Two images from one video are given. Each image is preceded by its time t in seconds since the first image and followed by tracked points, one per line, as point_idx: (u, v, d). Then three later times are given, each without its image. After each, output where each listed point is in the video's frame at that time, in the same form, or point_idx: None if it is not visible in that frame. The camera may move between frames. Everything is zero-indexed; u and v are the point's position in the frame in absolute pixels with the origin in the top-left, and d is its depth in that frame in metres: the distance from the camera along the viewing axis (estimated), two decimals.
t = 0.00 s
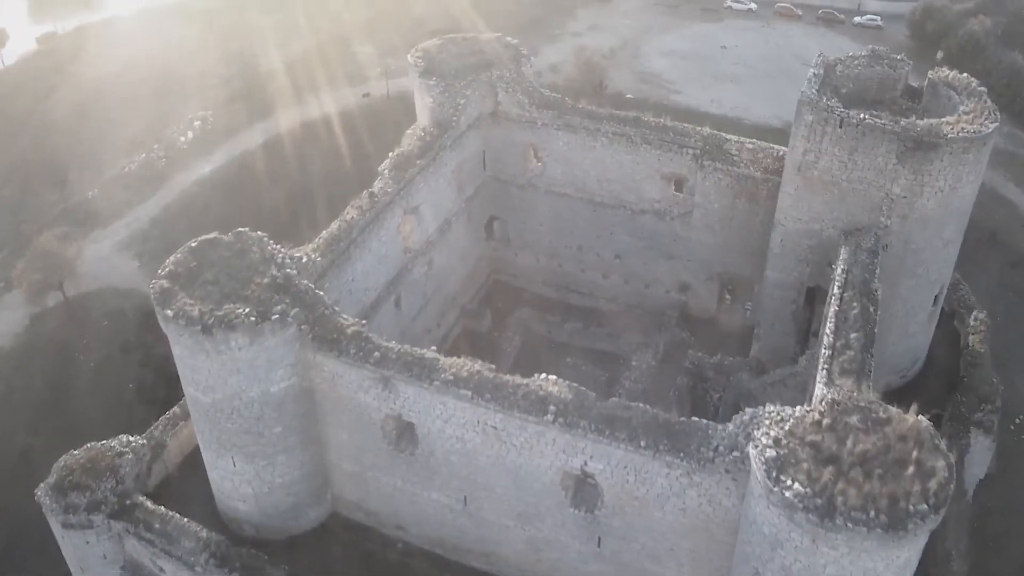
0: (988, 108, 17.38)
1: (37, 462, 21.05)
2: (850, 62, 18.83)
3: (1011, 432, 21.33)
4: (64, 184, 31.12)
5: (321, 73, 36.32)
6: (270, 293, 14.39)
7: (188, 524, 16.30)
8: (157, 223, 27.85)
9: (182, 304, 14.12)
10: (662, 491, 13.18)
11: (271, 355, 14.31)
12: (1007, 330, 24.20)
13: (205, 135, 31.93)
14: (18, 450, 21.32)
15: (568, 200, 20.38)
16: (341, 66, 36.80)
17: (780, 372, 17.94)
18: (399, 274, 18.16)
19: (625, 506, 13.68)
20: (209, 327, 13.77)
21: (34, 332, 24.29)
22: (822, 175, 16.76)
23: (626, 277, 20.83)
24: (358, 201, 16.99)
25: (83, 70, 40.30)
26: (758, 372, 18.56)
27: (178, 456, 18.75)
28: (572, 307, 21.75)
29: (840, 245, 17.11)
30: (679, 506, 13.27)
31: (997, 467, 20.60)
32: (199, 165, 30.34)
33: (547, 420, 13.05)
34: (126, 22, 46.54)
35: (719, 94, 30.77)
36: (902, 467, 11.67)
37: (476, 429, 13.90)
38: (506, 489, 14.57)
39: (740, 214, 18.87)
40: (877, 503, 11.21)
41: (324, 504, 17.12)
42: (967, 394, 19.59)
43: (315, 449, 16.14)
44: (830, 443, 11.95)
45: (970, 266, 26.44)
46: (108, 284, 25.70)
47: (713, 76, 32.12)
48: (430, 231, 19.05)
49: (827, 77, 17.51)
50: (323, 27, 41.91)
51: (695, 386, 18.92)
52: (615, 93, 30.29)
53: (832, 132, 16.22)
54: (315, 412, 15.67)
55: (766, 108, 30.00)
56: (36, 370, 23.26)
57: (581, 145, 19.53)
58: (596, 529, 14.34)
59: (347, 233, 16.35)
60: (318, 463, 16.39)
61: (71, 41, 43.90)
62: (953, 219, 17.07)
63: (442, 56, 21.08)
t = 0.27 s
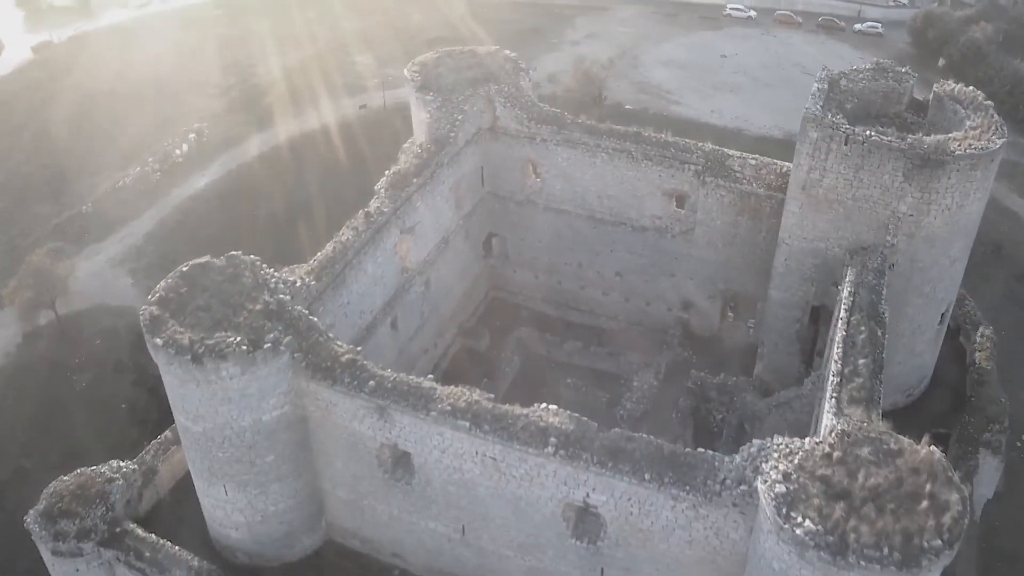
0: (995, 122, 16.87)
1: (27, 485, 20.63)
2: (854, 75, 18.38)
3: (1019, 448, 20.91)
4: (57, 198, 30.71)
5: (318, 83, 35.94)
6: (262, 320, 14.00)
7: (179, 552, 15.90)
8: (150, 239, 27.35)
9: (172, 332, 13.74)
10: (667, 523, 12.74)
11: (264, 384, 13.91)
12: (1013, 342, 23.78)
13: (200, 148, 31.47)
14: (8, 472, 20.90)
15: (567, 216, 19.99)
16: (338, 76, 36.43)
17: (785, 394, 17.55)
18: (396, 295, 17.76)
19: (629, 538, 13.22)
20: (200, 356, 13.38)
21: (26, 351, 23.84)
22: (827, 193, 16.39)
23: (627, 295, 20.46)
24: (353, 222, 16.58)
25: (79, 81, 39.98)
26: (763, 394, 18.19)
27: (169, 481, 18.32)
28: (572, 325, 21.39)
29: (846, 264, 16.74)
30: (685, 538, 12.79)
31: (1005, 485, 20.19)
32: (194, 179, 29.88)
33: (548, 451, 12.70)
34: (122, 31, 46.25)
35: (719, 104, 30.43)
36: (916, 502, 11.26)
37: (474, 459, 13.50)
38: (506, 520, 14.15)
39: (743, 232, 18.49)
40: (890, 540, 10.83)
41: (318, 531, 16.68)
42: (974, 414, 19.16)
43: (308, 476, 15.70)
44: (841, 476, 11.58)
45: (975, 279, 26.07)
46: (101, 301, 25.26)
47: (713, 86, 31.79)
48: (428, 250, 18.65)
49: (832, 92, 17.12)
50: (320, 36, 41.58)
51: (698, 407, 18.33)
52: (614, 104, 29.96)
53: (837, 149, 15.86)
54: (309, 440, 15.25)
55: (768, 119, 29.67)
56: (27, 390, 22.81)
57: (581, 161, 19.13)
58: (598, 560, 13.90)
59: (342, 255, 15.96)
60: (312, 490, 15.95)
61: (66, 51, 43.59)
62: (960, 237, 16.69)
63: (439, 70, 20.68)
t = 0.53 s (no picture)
0: (1000, 133, 16.50)
1: (21, 501, 20.31)
2: (857, 84, 18.07)
3: None
4: (53, 206, 30.43)
5: (314, 89, 35.67)
6: (257, 339, 13.74)
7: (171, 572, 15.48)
8: (146, 249, 27.02)
9: (166, 351, 13.48)
10: (671, 546, 12.45)
11: (259, 405, 13.63)
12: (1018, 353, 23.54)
13: (196, 157, 31.16)
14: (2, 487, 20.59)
15: (566, 227, 19.73)
16: (335, 82, 36.16)
17: (789, 409, 17.30)
18: (393, 309, 17.49)
19: (632, 561, 12.91)
20: (193, 377, 13.12)
21: (20, 364, 23.53)
22: (831, 206, 16.14)
23: (627, 307, 20.22)
24: (349, 235, 16.29)
25: (74, 87, 39.70)
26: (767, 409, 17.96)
27: (164, 497, 18.02)
28: (572, 337, 21.16)
29: (849, 278, 16.50)
30: (689, 562, 12.51)
31: (1011, 498, 19.94)
32: (190, 189, 29.57)
33: (549, 474, 12.46)
34: (118, 37, 46.02)
35: (719, 111, 30.19)
36: (925, 526, 10.97)
37: (473, 481, 13.25)
38: (505, 541, 13.85)
39: (746, 243, 18.23)
40: (899, 566, 10.56)
41: (315, 550, 16.38)
42: (980, 428, 18.95)
43: (304, 496, 15.40)
44: (849, 501, 11.32)
45: (978, 286, 25.83)
46: (96, 312, 24.93)
47: (713, 92, 31.55)
48: (425, 263, 18.38)
49: (836, 102, 16.87)
50: (317, 42, 41.33)
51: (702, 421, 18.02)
52: (613, 111, 29.73)
53: (841, 161, 15.60)
54: (305, 460, 14.96)
55: (768, 125, 29.43)
56: (22, 404, 22.50)
57: (580, 172, 18.86)
58: None
59: (338, 270, 15.69)
60: (308, 509, 15.65)
61: (63, 57, 43.37)
62: (965, 249, 16.44)
63: (436, 79, 20.33)
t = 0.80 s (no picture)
0: (1007, 147, 16.13)
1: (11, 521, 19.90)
2: (861, 97, 17.71)
3: None
4: (46, 218, 30.04)
5: (310, 98, 35.29)
6: (249, 365, 13.39)
7: None
8: (139, 263, 26.60)
9: (155, 378, 13.11)
10: None
11: (250, 432, 13.27)
12: None
13: (190, 168, 30.75)
14: None
15: (565, 243, 19.39)
16: (332, 91, 35.78)
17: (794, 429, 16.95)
18: (389, 329, 17.16)
19: None
20: (183, 405, 12.76)
21: (11, 381, 23.14)
22: (835, 223, 15.80)
23: (628, 323, 19.90)
24: (344, 254, 15.92)
25: (69, 96, 39.32)
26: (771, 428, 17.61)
27: (155, 520, 17.58)
28: (572, 353, 20.82)
29: (855, 296, 16.15)
30: None
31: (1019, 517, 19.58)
32: (183, 202, 29.14)
33: (549, 505, 12.11)
34: (114, 44, 45.70)
35: (719, 120, 29.86)
36: (939, 559, 10.57)
37: (471, 510, 12.88)
38: (505, 571, 13.40)
39: (749, 259, 17.88)
40: None
41: None
42: (988, 447, 18.58)
43: (298, 522, 14.98)
44: (860, 534, 10.97)
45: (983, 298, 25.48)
46: (89, 328, 24.52)
47: (712, 101, 31.23)
48: (422, 281, 18.02)
49: (841, 116, 16.53)
50: (313, 50, 40.97)
51: (704, 439, 17.86)
52: (612, 121, 29.39)
53: (846, 178, 15.27)
54: (299, 486, 14.55)
55: (769, 135, 29.10)
56: (13, 422, 22.09)
57: (579, 187, 18.50)
58: None
59: (333, 291, 15.34)
60: (303, 536, 15.23)
61: (58, 65, 43.02)
62: (972, 266, 16.10)
63: (433, 92, 19.92)
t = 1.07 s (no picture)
0: (1017, 162, 15.70)
1: None
2: (867, 110, 17.30)
3: None
4: (39, 231, 29.61)
5: (306, 107, 34.87)
6: (240, 396, 13.04)
7: None
8: (132, 278, 26.15)
9: (143, 409, 12.70)
10: None
11: (241, 464, 12.86)
12: None
13: (183, 180, 30.31)
14: None
15: (565, 260, 18.99)
16: (328, 99, 35.35)
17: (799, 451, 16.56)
18: (385, 352, 16.79)
19: None
20: (171, 437, 12.35)
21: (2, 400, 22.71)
22: (842, 242, 15.41)
23: (629, 341, 19.53)
24: (338, 276, 15.55)
25: (64, 104, 38.88)
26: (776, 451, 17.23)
27: (146, 545, 17.18)
28: (572, 371, 20.45)
29: (862, 317, 15.77)
30: None
31: None
32: (177, 215, 28.69)
33: (551, 541, 11.70)
34: (109, 52, 45.28)
35: (719, 130, 29.49)
36: None
37: (468, 545, 12.47)
38: None
39: (752, 277, 17.50)
40: None
41: None
42: (997, 469, 18.21)
43: (291, 553, 14.51)
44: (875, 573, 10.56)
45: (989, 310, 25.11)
46: (81, 344, 24.09)
47: (713, 110, 30.85)
48: (418, 301, 17.63)
49: (848, 132, 16.13)
50: (309, 58, 40.58)
51: (708, 461, 17.50)
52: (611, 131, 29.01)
53: (853, 196, 14.87)
54: (291, 518, 14.09)
55: (771, 145, 28.71)
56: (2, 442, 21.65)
57: (579, 203, 18.10)
58: None
59: (327, 315, 14.97)
60: (296, 567, 14.79)
61: (52, 73, 42.59)
62: (981, 285, 15.71)
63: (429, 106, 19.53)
